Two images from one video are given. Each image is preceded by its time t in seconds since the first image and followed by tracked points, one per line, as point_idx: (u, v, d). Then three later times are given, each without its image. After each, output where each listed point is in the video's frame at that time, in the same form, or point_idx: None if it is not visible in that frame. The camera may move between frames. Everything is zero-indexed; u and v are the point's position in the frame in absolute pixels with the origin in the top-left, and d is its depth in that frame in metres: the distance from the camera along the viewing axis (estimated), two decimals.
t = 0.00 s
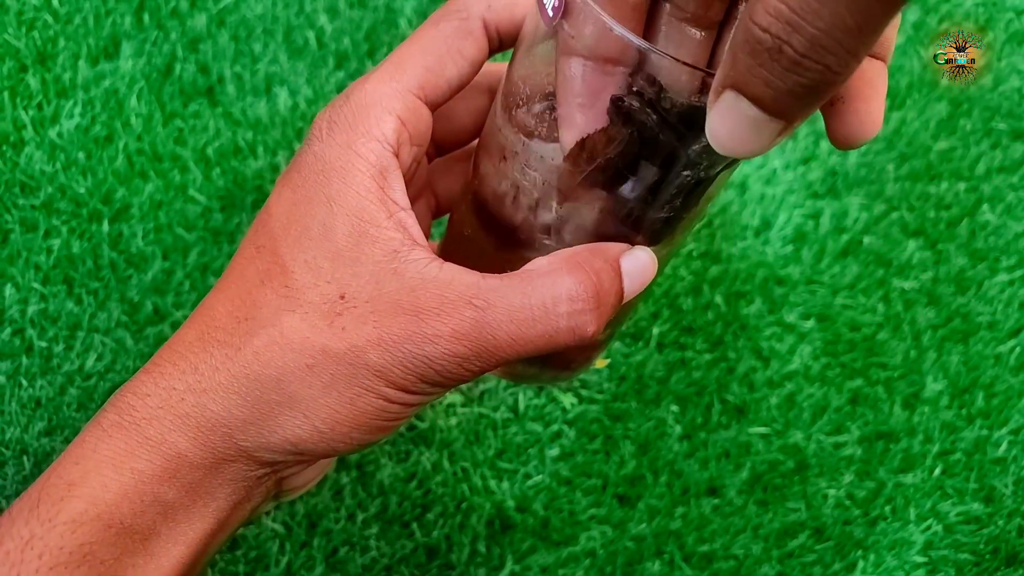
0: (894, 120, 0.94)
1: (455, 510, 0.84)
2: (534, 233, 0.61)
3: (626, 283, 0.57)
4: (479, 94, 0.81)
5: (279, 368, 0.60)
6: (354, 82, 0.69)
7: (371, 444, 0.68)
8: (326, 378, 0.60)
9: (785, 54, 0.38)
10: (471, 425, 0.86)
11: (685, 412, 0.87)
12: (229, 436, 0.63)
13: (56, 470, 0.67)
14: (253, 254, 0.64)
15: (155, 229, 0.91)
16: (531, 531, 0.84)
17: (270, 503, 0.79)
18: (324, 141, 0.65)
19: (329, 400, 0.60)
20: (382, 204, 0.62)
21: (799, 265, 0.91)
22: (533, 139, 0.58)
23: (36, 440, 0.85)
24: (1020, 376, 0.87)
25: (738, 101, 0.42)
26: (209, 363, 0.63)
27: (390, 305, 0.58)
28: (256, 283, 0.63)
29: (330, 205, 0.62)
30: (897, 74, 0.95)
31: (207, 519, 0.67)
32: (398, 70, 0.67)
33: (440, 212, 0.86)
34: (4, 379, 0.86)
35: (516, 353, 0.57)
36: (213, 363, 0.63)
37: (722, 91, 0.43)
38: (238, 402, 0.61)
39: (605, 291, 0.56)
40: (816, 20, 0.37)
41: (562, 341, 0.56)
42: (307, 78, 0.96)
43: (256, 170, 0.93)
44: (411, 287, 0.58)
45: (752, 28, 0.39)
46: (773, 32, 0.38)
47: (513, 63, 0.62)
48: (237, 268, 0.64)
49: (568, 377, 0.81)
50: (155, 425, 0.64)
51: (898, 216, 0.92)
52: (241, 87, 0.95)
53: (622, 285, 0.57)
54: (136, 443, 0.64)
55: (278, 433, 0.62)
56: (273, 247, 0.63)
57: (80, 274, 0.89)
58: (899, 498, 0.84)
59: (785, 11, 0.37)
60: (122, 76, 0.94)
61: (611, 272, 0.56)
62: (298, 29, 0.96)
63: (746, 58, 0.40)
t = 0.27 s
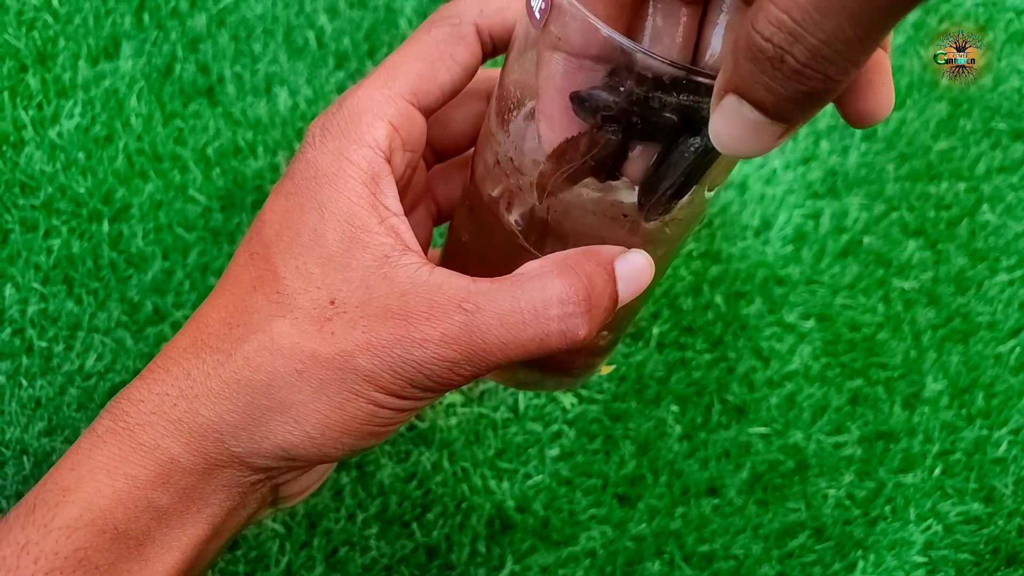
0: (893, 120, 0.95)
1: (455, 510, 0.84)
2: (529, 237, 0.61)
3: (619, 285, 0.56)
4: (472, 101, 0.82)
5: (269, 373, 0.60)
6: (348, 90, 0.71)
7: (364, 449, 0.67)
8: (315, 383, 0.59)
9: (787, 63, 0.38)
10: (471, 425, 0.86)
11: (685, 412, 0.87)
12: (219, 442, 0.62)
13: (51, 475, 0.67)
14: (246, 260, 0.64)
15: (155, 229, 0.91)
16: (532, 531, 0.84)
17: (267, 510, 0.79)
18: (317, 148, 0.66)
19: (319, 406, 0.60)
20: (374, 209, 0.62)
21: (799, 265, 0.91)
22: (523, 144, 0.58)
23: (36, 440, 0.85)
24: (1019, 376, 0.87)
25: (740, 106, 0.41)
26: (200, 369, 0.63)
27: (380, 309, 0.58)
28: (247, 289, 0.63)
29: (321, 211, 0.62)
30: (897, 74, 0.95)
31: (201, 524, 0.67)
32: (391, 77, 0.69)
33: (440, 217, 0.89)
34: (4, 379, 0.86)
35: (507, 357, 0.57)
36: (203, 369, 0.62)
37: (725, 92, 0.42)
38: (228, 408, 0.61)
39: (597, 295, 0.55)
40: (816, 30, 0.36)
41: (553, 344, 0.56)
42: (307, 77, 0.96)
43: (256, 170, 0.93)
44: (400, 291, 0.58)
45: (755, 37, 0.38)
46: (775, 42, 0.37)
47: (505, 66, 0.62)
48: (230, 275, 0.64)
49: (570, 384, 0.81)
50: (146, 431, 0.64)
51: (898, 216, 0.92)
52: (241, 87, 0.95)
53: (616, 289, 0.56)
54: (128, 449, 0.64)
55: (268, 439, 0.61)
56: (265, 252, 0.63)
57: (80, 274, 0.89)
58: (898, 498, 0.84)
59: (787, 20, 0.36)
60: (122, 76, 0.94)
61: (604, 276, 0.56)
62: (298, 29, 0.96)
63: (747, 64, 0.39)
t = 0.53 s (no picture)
0: (893, 121, 0.95)
1: (455, 510, 0.84)
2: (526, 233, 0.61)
3: (612, 285, 0.56)
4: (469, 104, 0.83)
5: (263, 370, 0.60)
6: (344, 92, 0.71)
7: (358, 445, 0.68)
8: (309, 379, 0.60)
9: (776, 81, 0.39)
10: (471, 425, 0.87)
11: (685, 412, 0.87)
12: (215, 438, 0.63)
13: (48, 472, 0.67)
14: (242, 259, 0.65)
15: (155, 229, 0.91)
16: (532, 531, 0.84)
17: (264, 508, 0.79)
18: (312, 149, 0.66)
19: (313, 402, 0.60)
20: (368, 209, 0.63)
21: (798, 265, 0.91)
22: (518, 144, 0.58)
23: (35, 440, 0.84)
24: (1019, 376, 0.87)
25: (723, 113, 0.42)
26: (196, 366, 0.63)
27: (372, 306, 0.59)
28: (244, 287, 0.63)
29: (316, 210, 0.63)
30: (896, 75, 0.96)
31: (197, 521, 0.67)
32: (386, 78, 0.69)
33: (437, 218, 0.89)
34: (4, 379, 0.85)
35: (499, 353, 0.57)
36: (199, 365, 0.63)
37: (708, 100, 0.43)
38: (223, 403, 0.62)
39: (589, 292, 0.55)
40: (807, 49, 0.37)
41: (544, 340, 0.56)
42: (307, 77, 0.96)
43: (256, 170, 0.93)
44: (393, 288, 0.59)
45: (743, 51, 0.39)
46: (766, 58, 0.38)
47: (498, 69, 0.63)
48: (226, 274, 0.65)
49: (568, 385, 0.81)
50: (143, 426, 0.64)
51: (898, 216, 0.92)
52: (241, 87, 0.95)
53: (608, 287, 0.56)
54: (125, 444, 0.64)
55: (263, 434, 0.62)
56: (261, 251, 0.64)
57: (80, 274, 0.89)
58: (899, 498, 0.84)
59: (778, 37, 0.38)
60: (122, 76, 0.94)
61: (595, 274, 0.55)
62: (298, 29, 0.96)
63: (735, 75, 0.40)
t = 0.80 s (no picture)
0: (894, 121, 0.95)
1: (455, 510, 0.84)
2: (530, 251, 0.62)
3: (611, 302, 0.57)
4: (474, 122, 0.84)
5: (263, 385, 0.60)
6: (350, 112, 0.72)
7: (358, 461, 0.68)
8: (309, 395, 0.60)
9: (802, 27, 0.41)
10: (471, 425, 0.87)
11: (685, 412, 0.87)
12: (215, 453, 0.63)
13: (54, 485, 0.67)
14: (247, 275, 0.65)
15: (155, 229, 0.91)
16: (532, 531, 0.84)
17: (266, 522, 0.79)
18: (317, 167, 0.67)
19: (312, 417, 0.60)
20: (371, 228, 0.63)
21: (799, 265, 0.91)
22: (515, 162, 0.61)
23: (36, 440, 0.84)
24: (1020, 376, 0.87)
25: (761, 53, 0.44)
26: (198, 380, 0.63)
27: (372, 322, 0.58)
28: (247, 303, 0.63)
29: (319, 227, 0.63)
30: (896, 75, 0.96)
31: (198, 535, 0.67)
32: (391, 97, 0.70)
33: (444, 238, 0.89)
34: (4, 379, 0.85)
35: (497, 370, 0.58)
36: (201, 380, 0.63)
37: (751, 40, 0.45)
38: (223, 418, 0.62)
39: (587, 308, 0.56)
40: None
41: (542, 358, 0.57)
42: (307, 77, 0.96)
43: (256, 170, 0.93)
44: (394, 304, 0.59)
45: None
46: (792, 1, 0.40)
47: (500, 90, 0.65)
48: (231, 290, 0.65)
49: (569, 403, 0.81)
50: (145, 440, 0.64)
51: (898, 216, 0.92)
52: (241, 87, 0.95)
53: (606, 305, 0.56)
54: (128, 458, 0.64)
55: (263, 449, 0.61)
56: (265, 267, 0.64)
57: (80, 274, 0.89)
58: (899, 498, 0.84)
59: None
60: (122, 76, 0.94)
61: (594, 290, 0.56)
62: (298, 29, 0.96)
63: (767, 18, 0.42)
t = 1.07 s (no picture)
0: (894, 121, 0.95)
1: (455, 510, 0.84)
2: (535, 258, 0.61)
3: (615, 309, 0.56)
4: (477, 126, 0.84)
5: (265, 391, 0.60)
6: (351, 116, 0.71)
7: (359, 467, 0.67)
8: (310, 401, 0.60)
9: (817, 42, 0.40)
10: (471, 425, 0.87)
11: (685, 412, 0.87)
12: (215, 458, 0.63)
13: (56, 490, 0.67)
14: (249, 280, 0.65)
15: (155, 229, 0.91)
16: (532, 531, 0.84)
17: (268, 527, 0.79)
18: (320, 172, 0.66)
19: (313, 423, 0.60)
20: (373, 232, 0.63)
21: (799, 265, 0.91)
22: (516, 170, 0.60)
23: (36, 440, 0.84)
24: (1020, 376, 0.87)
25: (768, 72, 0.44)
26: (199, 386, 0.63)
27: (373, 328, 0.58)
28: (248, 308, 0.63)
29: (321, 232, 0.63)
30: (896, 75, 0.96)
31: (200, 540, 0.67)
32: (392, 101, 0.70)
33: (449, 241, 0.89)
34: (5, 379, 0.85)
35: (499, 376, 0.57)
36: (202, 385, 0.63)
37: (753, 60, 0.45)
38: (225, 424, 0.62)
39: (590, 315, 0.55)
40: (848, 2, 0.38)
41: (544, 365, 0.56)
42: (307, 77, 0.96)
43: (256, 170, 0.93)
44: (395, 311, 0.59)
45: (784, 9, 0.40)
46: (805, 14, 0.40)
47: (500, 94, 0.64)
48: (233, 295, 0.65)
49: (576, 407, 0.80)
50: (147, 445, 0.64)
51: (898, 216, 0.92)
52: (241, 87, 0.95)
53: (610, 311, 0.56)
54: (129, 464, 0.64)
55: (264, 455, 0.61)
56: (266, 272, 0.64)
57: (80, 274, 0.89)
58: (899, 498, 0.84)
59: None
60: (122, 76, 0.94)
61: (597, 297, 0.55)
62: (298, 29, 0.96)
63: (777, 34, 0.42)
